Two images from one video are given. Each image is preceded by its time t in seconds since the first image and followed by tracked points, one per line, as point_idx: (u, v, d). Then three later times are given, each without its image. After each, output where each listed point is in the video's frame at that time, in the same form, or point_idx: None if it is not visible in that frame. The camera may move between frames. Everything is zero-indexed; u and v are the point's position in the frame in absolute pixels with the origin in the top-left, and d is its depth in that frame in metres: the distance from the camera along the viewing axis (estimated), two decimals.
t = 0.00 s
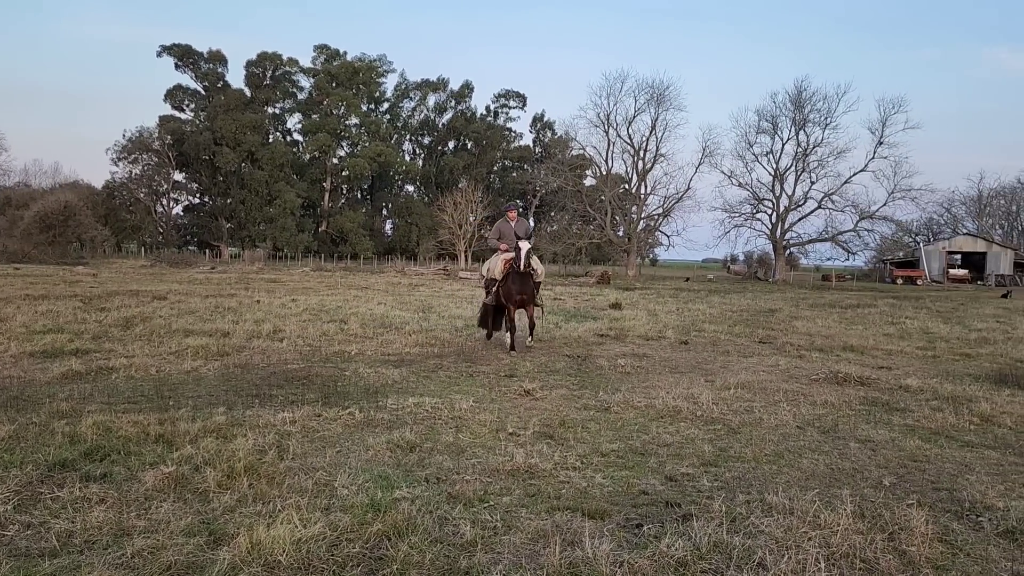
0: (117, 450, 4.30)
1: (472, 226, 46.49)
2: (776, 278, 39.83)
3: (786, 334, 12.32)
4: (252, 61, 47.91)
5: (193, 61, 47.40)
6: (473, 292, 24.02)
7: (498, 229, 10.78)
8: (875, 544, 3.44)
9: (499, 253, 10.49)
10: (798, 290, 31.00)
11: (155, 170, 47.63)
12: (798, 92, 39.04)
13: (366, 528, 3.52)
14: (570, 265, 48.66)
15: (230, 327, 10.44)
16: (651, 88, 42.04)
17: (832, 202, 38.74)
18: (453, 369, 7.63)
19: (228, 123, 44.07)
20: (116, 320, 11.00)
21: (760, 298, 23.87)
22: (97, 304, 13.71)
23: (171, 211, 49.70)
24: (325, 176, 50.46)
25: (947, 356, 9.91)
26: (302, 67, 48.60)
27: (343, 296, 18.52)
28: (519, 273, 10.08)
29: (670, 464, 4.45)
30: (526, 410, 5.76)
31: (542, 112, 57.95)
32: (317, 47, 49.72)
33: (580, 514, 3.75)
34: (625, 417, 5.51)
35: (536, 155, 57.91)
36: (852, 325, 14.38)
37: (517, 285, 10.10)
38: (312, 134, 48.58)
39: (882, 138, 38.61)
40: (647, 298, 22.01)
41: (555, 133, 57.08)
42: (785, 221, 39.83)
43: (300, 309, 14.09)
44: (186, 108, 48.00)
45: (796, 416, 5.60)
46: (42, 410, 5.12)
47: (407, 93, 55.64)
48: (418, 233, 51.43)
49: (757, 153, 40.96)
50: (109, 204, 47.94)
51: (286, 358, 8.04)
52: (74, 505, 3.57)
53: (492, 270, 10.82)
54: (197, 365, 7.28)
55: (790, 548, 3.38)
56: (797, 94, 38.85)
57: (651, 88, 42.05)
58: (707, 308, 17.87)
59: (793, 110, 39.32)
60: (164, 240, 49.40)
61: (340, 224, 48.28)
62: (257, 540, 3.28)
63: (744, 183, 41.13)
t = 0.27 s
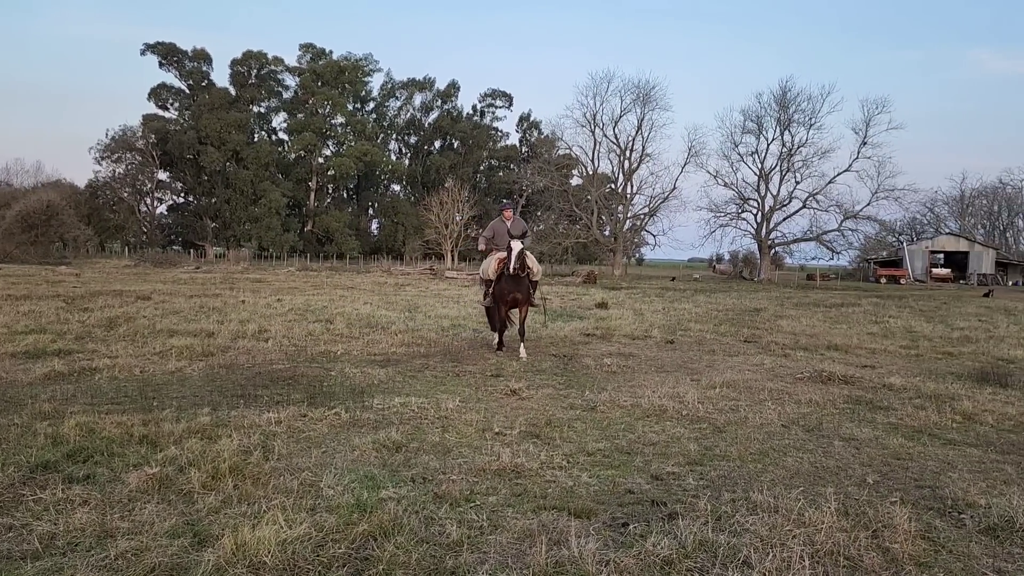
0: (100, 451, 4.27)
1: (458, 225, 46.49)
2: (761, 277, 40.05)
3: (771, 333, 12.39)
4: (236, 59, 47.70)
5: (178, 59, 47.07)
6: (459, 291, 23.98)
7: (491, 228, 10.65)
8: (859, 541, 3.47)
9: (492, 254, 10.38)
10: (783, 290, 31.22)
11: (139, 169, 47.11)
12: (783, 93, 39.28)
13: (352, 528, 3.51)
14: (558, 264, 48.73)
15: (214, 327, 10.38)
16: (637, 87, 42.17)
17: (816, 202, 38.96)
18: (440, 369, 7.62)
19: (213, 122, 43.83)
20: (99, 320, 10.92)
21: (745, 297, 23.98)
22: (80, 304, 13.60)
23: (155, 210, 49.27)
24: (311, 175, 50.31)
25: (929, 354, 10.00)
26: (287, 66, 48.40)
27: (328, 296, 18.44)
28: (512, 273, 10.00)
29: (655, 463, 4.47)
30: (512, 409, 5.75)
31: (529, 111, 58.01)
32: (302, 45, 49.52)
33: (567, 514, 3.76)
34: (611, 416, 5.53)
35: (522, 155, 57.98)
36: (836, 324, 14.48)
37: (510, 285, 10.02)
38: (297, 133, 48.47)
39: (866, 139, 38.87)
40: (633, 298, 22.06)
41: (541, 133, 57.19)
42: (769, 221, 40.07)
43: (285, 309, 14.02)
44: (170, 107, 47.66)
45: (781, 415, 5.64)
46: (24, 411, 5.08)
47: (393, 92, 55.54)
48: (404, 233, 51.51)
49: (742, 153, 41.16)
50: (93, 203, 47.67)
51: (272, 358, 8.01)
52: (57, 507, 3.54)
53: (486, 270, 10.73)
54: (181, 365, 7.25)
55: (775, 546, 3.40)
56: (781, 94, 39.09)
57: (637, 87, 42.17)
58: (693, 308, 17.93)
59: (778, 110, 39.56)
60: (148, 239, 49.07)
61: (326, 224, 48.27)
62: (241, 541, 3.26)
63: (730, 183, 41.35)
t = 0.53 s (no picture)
0: (81, 451, 4.24)
1: (443, 224, 46.45)
2: (745, 276, 40.22)
3: (756, 331, 12.47)
4: (219, 57, 47.55)
5: (161, 56, 46.74)
6: (444, 291, 23.95)
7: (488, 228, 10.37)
8: (844, 538, 3.49)
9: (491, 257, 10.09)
10: (768, 289, 31.42)
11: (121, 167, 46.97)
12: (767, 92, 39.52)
13: (337, 528, 3.50)
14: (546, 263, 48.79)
15: (198, 326, 10.31)
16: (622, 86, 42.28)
17: (799, 201, 39.14)
18: (425, 368, 7.62)
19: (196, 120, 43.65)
20: (80, 319, 10.83)
21: (730, 296, 24.10)
22: (61, 303, 13.47)
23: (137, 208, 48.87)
24: (295, 174, 50.14)
25: (911, 352, 10.09)
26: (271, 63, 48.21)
27: (313, 295, 18.37)
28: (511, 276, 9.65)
29: (640, 461, 4.49)
30: (497, 408, 5.76)
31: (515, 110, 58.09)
32: (286, 43, 49.34)
33: (552, 512, 3.77)
34: (596, 414, 5.55)
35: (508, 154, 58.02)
36: (819, 322, 14.60)
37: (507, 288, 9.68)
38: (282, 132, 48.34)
39: (849, 138, 39.12)
40: (619, 297, 22.10)
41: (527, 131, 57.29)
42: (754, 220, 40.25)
43: (269, 309, 13.95)
44: (153, 104, 47.37)
45: (765, 413, 5.67)
46: (3, 412, 5.03)
47: (378, 91, 55.44)
48: (390, 232, 51.53)
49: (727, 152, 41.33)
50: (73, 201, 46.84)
51: (256, 357, 7.98)
52: (36, 508, 3.51)
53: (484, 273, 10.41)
54: (164, 365, 7.20)
55: (761, 543, 3.42)
56: (766, 94, 39.30)
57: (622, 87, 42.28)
58: (678, 306, 18.00)
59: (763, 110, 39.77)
60: (131, 238, 48.81)
61: (310, 222, 48.14)
62: (225, 541, 3.24)
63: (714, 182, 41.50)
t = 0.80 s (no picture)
0: (62, 451, 4.20)
1: (428, 222, 46.38)
2: (730, 274, 40.38)
3: (740, 329, 12.55)
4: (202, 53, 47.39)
5: (143, 52, 46.44)
6: (428, 289, 23.94)
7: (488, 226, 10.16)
8: (826, 534, 3.52)
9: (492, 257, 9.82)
10: (753, 287, 31.60)
11: (102, 163, 46.59)
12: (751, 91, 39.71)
13: (320, 526, 3.49)
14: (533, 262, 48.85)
15: (181, 325, 10.25)
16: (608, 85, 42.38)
17: (783, 199, 39.28)
18: (410, 366, 7.61)
19: (179, 117, 43.44)
20: (61, 317, 10.74)
21: (714, 294, 24.23)
22: (41, 301, 13.35)
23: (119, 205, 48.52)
24: (279, 172, 49.93)
25: (893, 349, 10.18)
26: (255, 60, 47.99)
27: (298, 293, 18.30)
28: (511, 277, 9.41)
29: (625, 458, 4.50)
30: (482, 406, 5.77)
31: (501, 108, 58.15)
32: (270, 40, 49.15)
33: (537, 509, 3.77)
34: (581, 412, 5.56)
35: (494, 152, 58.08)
36: (802, 320, 14.72)
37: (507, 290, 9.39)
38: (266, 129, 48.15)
39: (832, 138, 39.36)
40: (604, 295, 22.17)
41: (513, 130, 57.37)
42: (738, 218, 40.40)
43: (253, 307, 13.87)
44: (136, 100, 47.05)
45: (748, 410, 5.71)
46: None
47: (363, 88, 55.32)
48: (375, 230, 51.52)
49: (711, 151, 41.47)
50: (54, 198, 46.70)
51: (239, 355, 7.94)
52: (16, 508, 3.47)
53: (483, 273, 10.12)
54: (146, 363, 7.16)
55: (743, 538, 3.45)
56: (750, 93, 39.49)
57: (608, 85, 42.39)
58: (663, 304, 18.08)
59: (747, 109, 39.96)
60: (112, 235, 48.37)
61: (295, 220, 47.97)
62: (208, 540, 3.22)
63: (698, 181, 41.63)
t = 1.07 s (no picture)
0: (41, 450, 4.16)
1: (413, 219, 46.28)
2: (714, 271, 40.66)
3: (724, 326, 12.63)
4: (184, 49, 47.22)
5: (124, 48, 46.18)
6: (414, 286, 23.90)
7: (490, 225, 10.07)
8: (809, 529, 3.54)
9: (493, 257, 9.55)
10: (736, 284, 31.81)
11: (84, 160, 46.39)
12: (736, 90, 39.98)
13: (304, 525, 3.47)
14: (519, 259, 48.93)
15: (163, 323, 10.18)
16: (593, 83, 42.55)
17: (768, 197, 39.62)
18: (395, 364, 7.61)
19: (162, 113, 43.29)
20: (41, 315, 10.63)
21: (699, 292, 24.36)
22: (21, 299, 13.22)
23: (100, 202, 48.25)
24: (263, 168, 49.78)
25: (875, 347, 10.27)
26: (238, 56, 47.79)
27: (282, 291, 18.23)
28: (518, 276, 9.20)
29: (610, 455, 4.51)
30: (467, 403, 5.76)
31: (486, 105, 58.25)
32: (253, 36, 48.99)
33: (521, 507, 3.78)
34: (566, 409, 5.58)
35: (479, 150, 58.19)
36: (785, 317, 14.82)
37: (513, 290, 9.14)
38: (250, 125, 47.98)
39: (816, 136, 39.72)
40: (589, 292, 22.24)
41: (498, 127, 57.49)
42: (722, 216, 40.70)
43: (237, 304, 13.80)
44: (117, 96, 46.79)
45: (732, 407, 5.74)
46: None
47: (348, 85, 55.20)
48: (359, 227, 51.50)
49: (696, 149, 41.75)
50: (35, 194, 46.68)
51: (222, 353, 7.90)
52: None
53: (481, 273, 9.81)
54: (128, 361, 7.11)
55: (727, 534, 3.46)
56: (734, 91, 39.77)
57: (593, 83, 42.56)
58: (648, 302, 18.14)
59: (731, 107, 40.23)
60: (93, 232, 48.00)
61: (278, 217, 47.84)
62: (189, 539, 3.20)
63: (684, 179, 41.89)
